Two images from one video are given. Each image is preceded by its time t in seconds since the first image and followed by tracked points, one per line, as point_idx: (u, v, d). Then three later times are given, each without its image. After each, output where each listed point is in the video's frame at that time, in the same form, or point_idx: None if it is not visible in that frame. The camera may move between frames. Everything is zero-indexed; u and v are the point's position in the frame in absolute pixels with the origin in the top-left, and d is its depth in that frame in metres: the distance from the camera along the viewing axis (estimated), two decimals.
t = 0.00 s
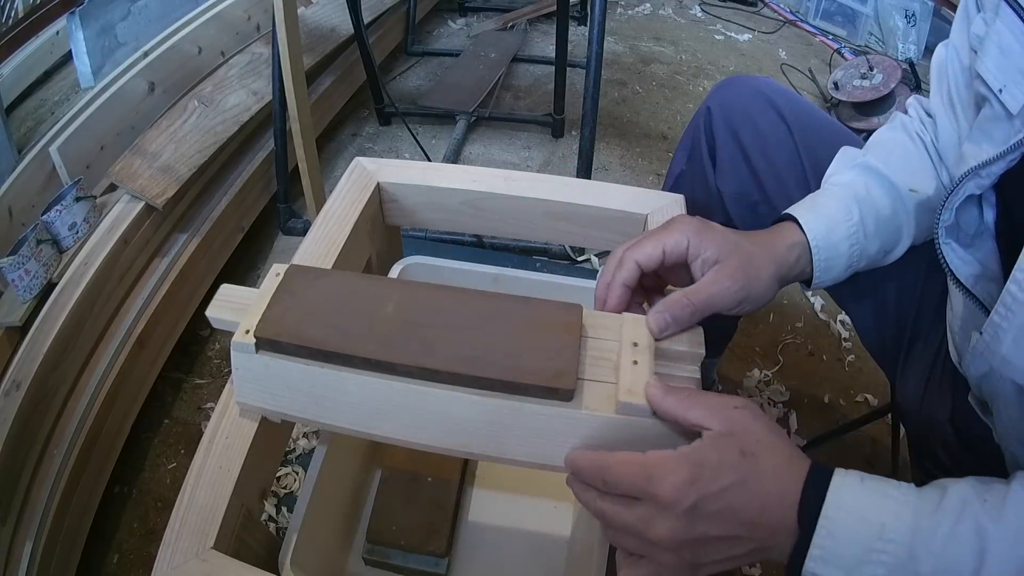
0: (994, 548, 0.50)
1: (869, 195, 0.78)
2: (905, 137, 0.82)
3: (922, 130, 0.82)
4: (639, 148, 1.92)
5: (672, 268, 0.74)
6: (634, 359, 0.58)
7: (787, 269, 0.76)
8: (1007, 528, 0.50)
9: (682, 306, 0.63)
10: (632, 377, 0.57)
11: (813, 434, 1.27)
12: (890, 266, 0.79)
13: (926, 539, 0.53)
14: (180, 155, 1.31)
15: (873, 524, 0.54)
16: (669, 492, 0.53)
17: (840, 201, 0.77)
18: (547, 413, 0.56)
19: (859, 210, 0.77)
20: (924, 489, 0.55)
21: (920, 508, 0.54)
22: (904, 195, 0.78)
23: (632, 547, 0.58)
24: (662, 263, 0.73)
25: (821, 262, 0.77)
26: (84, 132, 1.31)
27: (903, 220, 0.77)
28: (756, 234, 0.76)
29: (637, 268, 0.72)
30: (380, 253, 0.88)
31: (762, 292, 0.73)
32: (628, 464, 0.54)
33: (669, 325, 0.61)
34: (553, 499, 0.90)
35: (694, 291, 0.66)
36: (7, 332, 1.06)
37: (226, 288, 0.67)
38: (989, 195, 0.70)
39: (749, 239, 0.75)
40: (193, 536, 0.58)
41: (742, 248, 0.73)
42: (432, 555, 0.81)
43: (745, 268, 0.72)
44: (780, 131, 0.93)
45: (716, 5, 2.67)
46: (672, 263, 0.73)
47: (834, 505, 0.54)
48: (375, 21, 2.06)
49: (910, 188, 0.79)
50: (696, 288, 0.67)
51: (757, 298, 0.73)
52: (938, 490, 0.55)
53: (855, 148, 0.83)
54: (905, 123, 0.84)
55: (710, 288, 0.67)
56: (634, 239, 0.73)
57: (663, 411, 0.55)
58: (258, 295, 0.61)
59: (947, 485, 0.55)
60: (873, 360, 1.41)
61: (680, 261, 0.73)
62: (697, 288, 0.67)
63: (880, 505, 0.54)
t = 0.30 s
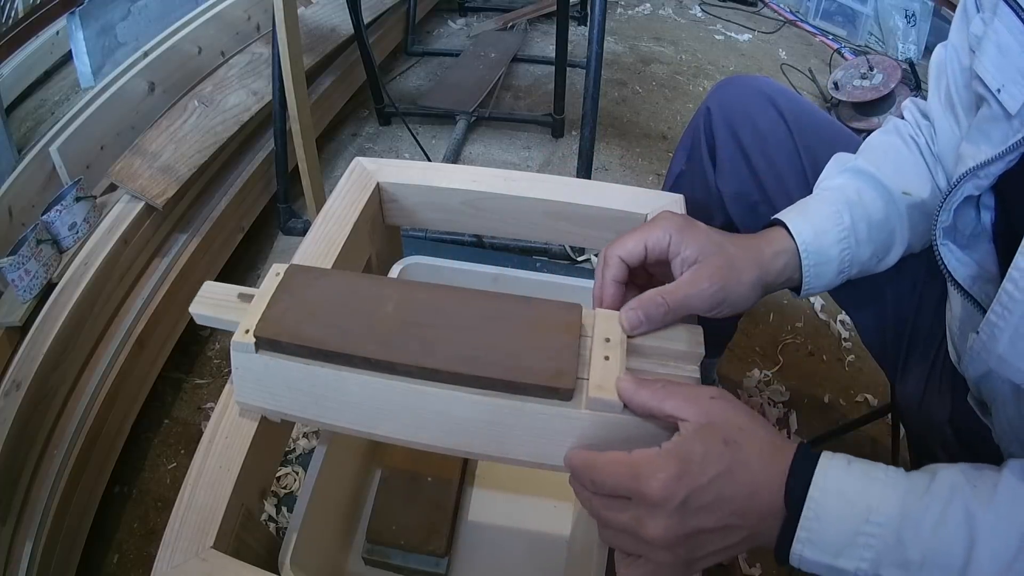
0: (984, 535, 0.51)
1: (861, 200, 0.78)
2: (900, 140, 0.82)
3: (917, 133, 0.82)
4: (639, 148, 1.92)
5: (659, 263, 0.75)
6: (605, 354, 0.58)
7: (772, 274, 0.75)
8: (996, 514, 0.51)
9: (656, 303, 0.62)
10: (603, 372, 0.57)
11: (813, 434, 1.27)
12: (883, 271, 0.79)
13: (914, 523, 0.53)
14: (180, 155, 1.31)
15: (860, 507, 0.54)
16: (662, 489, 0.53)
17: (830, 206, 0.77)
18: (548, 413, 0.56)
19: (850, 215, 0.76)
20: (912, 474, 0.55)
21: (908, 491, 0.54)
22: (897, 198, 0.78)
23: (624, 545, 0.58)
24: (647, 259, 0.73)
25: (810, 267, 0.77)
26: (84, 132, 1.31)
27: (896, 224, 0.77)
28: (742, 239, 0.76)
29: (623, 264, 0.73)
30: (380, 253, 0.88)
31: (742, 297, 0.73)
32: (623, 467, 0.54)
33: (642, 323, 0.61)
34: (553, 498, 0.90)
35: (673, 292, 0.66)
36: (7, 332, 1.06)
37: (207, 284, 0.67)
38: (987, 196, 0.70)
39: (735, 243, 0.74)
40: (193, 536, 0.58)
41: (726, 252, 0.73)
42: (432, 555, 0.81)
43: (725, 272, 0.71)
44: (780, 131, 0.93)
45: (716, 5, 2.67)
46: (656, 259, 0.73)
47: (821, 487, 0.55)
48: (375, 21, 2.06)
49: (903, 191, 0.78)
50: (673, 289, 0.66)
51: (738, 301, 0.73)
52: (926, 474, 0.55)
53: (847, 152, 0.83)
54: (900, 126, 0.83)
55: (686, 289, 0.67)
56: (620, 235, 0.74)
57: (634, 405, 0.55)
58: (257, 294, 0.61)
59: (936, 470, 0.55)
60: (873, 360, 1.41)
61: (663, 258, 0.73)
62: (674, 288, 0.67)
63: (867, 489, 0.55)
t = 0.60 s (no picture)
0: (981, 524, 0.51)
1: (856, 199, 0.78)
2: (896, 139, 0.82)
3: (913, 132, 0.82)
4: (639, 148, 1.92)
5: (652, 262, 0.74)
6: (593, 353, 0.58)
7: (764, 273, 0.75)
8: (993, 503, 0.51)
9: (642, 302, 0.62)
10: (592, 370, 0.57)
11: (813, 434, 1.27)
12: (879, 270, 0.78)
13: (909, 510, 0.53)
14: (180, 155, 1.31)
15: (855, 494, 0.54)
16: (663, 487, 0.53)
17: (825, 205, 0.77)
18: (548, 413, 0.56)
19: (845, 214, 0.76)
20: (906, 461, 0.56)
21: (903, 479, 0.54)
22: (892, 197, 0.78)
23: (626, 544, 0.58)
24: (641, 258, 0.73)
25: (803, 267, 0.76)
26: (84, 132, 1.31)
27: (891, 223, 0.77)
28: (735, 237, 0.75)
29: (618, 265, 0.73)
30: (380, 253, 0.88)
31: (732, 295, 0.73)
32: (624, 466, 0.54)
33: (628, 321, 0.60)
34: (552, 499, 0.90)
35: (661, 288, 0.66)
36: (7, 332, 1.06)
37: (200, 283, 0.67)
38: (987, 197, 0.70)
39: (726, 242, 0.74)
40: (193, 536, 0.58)
41: (717, 251, 0.73)
42: (432, 555, 0.81)
43: (714, 271, 0.71)
44: (780, 130, 0.93)
45: (716, 5, 2.67)
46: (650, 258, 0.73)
47: (816, 474, 0.54)
48: (375, 21, 2.06)
49: (899, 190, 0.78)
50: (661, 287, 0.66)
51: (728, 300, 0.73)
52: (921, 463, 0.55)
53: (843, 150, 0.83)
54: (895, 126, 0.84)
55: (675, 288, 0.67)
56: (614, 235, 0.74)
57: (625, 401, 0.55)
58: (257, 294, 0.61)
59: (930, 458, 0.56)
60: (873, 360, 1.41)
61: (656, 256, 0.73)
62: (662, 285, 0.67)
63: (862, 476, 0.55)
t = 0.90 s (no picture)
0: (981, 524, 0.51)
1: (855, 198, 0.78)
2: (893, 137, 0.82)
3: (910, 129, 0.82)
4: (639, 148, 1.92)
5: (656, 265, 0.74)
6: (592, 353, 0.58)
7: (763, 275, 0.75)
8: (994, 503, 0.51)
9: (643, 303, 0.62)
10: (592, 371, 0.57)
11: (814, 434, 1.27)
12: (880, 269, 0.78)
13: (911, 509, 0.53)
14: (180, 155, 1.31)
15: (856, 492, 0.54)
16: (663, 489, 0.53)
17: (824, 205, 0.77)
18: (549, 414, 0.56)
19: (844, 213, 0.76)
20: (907, 460, 0.55)
21: (904, 478, 0.54)
22: (892, 194, 0.78)
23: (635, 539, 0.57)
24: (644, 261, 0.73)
25: (803, 268, 0.76)
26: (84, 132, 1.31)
27: (891, 221, 0.77)
28: (736, 239, 0.75)
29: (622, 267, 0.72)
30: (380, 253, 0.88)
31: (732, 298, 0.73)
32: (623, 467, 0.54)
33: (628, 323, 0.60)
34: (552, 499, 0.90)
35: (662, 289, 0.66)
36: (7, 332, 1.06)
37: (199, 283, 0.67)
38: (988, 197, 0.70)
39: (726, 244, 0.74)
40: (193, 536, 0.58)
41: (716, 253, 0.73)
42: (433, 555, 0.81)
43: (714, 273, 0.71)
44: (780, 130, 0.93)
45: (716, 5, 2.67)
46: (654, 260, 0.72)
47: (818, 471, 0.54)
48: (375, 21, 2.06)
49: (898, 187, 0.78)
50: (662, 287, 0.66)
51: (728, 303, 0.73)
52: (922, 461, 0.55)
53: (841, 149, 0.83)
54: (893, 123, 0.84)
55: (676, 291, 0.67)
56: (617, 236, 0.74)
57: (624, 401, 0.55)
58: (257, 294, 0.61)
59: (932, 457, 0.56)
60: (873, 360, 1.41)
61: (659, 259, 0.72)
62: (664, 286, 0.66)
63: (863, 474, 0.54)
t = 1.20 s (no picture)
0: (977, 531, 0.51)
1: (849, 187, 0.78)
2: (889, 130, 0.82)
3: (906, 123, 0.82)
4: (639, 148, 1.92)
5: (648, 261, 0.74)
6: (592, 353, 0.58)
7: (756, 260, 0.75)
8: (990, 510, 0.51)
9: (644, 301, 0.62)
10: (592, 371, 0.57)
11: (814, 434, 1.27)
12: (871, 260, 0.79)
13: (907, 515, 0.53)
14: (180, 155, 1.31)
15: (853, 498, 0.54)
16: (663, 491, 0.53)
17: (818, 193, 0.78)
18: (549, 413, 0.56)
19: (838, 202, 0.77)
20: (904, 466, 0.56)
21: (901, 485, 0.54)
22: (886, 187, 0.78)
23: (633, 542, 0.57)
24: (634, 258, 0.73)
25: (795, 253, 0.77)
26: (84, 132, 1.31)
27: (883, 213, 0.77)
28: (730, 228, 0.76)
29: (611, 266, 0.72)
30: (380, 253, 0.88)
31: (729, 284, 0.73)
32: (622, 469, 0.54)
33: (631, 321, 0.61)
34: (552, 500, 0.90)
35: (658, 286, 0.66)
36: (7, 332, 1.06)
37: (199, 283, 0.67)
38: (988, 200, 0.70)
39: (719, 235, 0.74)
40: (193, 536, 0.58)
41: (709, 243, 0.73)
42: (433, 555, 0.81)
43: (709, 263, 0.71)
44: (780, 131, 0.93)
45: (716, 5, 2.67)
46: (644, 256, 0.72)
47: (815, 478, 0.54)
48: (375, 21, 2.06)
49: (892, 180, 0.78)
50: (658, 283, 0.67)
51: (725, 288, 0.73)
52: (919, 467, 0.55)
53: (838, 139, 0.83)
54: (889, 117, 0.84)
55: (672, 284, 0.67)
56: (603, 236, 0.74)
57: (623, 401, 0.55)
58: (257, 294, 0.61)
59: (929, 462, 0.56)
60: (873, 360, 1.41)
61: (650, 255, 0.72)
62: (658, 284, 0.66)
63: (860, 480, 0.55)
